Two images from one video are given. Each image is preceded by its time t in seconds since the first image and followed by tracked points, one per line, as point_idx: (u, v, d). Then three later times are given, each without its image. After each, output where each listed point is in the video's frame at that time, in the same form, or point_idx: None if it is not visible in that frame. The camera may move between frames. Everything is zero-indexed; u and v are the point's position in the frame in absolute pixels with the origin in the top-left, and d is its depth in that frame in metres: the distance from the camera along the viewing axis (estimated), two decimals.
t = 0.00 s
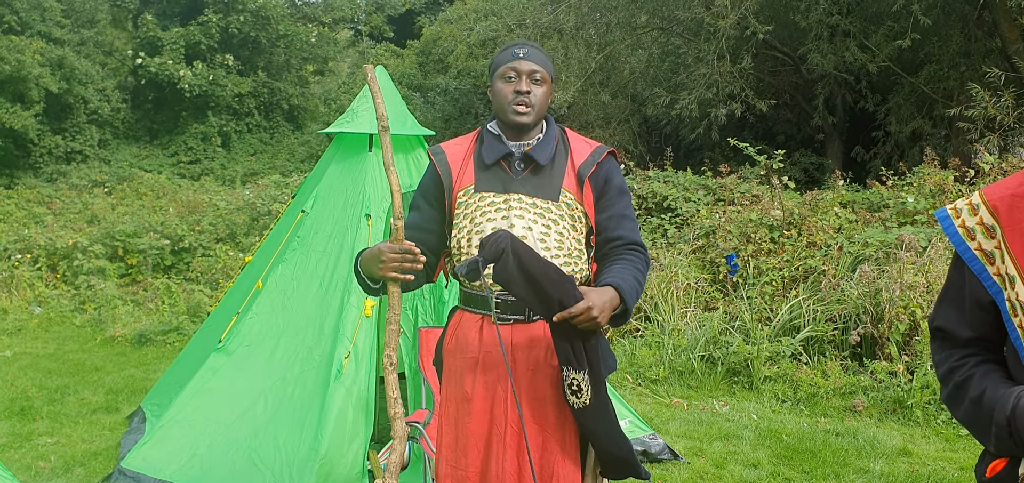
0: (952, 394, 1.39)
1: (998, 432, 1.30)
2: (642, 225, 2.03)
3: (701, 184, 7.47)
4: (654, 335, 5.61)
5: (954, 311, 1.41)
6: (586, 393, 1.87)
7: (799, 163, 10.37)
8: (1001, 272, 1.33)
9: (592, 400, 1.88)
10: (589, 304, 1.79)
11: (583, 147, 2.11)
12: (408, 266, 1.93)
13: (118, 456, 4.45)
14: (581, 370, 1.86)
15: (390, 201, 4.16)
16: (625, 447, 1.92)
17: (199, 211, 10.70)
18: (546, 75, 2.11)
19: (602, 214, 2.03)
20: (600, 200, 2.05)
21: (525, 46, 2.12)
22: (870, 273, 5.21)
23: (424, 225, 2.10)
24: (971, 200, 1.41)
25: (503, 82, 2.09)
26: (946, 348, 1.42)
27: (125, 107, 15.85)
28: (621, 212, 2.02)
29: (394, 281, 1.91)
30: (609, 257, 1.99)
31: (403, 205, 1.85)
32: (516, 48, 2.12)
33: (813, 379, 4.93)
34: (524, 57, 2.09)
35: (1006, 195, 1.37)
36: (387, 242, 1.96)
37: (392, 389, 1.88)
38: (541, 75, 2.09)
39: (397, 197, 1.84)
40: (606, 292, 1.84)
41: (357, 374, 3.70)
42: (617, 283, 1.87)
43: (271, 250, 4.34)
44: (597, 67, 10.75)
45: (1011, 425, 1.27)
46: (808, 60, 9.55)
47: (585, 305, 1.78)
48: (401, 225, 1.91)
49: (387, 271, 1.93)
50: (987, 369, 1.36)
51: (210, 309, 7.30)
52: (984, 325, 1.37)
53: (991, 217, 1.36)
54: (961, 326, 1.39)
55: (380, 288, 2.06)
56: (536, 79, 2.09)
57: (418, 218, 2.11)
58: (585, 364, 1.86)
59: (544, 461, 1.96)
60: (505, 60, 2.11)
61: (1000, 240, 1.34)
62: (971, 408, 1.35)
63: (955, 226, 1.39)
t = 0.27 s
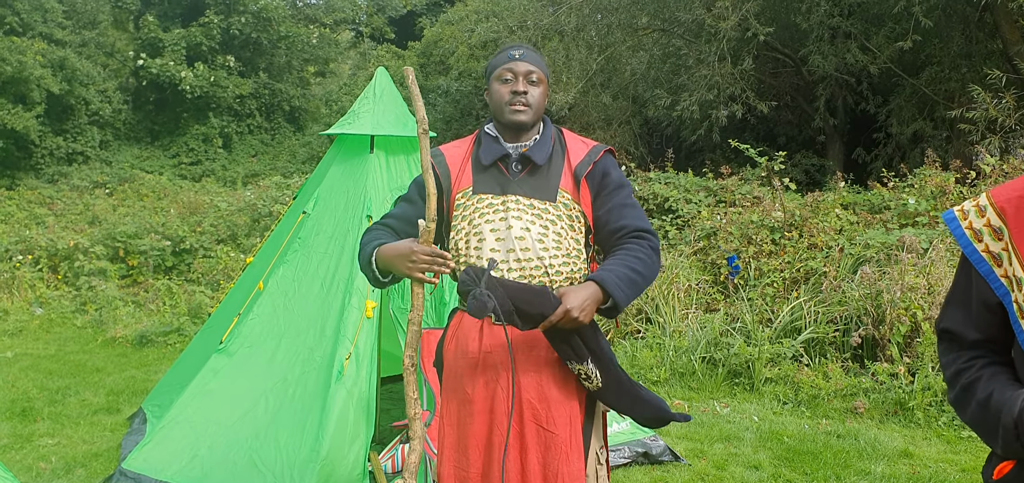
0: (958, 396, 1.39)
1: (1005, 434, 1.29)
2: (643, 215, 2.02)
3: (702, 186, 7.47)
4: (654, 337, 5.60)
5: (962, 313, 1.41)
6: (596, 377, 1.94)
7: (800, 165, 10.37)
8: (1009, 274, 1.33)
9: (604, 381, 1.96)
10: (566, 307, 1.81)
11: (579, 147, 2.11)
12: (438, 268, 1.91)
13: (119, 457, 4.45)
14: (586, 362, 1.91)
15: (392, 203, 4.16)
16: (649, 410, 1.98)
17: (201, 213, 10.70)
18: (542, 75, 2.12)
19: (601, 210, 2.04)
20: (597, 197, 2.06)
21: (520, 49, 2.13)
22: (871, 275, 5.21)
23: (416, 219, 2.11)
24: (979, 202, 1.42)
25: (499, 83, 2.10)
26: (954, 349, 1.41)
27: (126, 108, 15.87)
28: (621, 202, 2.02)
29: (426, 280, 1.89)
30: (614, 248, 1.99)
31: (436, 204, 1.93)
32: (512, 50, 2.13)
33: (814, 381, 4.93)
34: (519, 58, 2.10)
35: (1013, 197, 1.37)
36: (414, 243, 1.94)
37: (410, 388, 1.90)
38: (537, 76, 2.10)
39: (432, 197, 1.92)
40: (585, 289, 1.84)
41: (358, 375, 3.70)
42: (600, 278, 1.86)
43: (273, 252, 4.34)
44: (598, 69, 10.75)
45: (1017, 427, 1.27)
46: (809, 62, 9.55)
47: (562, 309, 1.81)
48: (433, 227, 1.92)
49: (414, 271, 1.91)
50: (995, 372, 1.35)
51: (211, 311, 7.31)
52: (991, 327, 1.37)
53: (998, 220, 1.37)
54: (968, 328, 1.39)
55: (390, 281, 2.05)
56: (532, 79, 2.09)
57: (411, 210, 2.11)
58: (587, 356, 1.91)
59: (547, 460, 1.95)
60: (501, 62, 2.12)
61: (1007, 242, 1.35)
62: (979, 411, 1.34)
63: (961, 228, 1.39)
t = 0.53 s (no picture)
0: (965, 398, 1.39)
1: (1009, 435, 1.29)
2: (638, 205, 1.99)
3: (702, 187, 7.47)
4: (654, 338, 5.61)
5: (968, 314, 1.41)
6: (601, 369, 1.91)
7: (800, 166, 10.37)
8: (1016, 275, 1.33)
9: (609, 373, 1.93)
10: (563, 300, 1.77)
11: (576, 146, 2.11)
12: (415, 270, 1.91)
13: (119, 458, 4.45)
14: (589, 355, 1.88)
15: (392, 204, 4.17)
16: (659, 402, 1.98)
17: (201, 214, 10.70)
18: (538, 82, 2.10)
19: (597, 205, 2.02)
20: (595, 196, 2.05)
21: (516, 54, 2.10)
22: (872, 276, 5.21)
23: (426, 219, 2.10)
24: (985, 203, 1.42)
25: (497, 93, 2.09)
26: (960, 351, 1.41)
27: (127, 109, 15.88)
28: (617, 196, 2.00)
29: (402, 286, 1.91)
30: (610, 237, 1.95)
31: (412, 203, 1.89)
32: (506, 55, 2.10)
33: (815, 382, 4.93)
34: (516, 66, 2.08)
35: (1020, 199, 1.38)
36: (393, 245, 1.94)
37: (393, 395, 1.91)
38: (534, 85, 2.09)
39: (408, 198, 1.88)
40: (583, 280, 1.79)
41: (358, 376, 3.71)
42: (600, 266, 1.81)
43: (273, 253, 4.34)
44: (598, 70, 10.76)
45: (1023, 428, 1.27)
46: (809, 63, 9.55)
47: (559, 303, 1.77)
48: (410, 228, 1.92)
49: (392, 275, 1.92)
50: (1001, 373, 1.35)
51: (212, 312, 7.32)
52: (998, 328, 1.37)
53: (1005, 221, 1.37)
54: (976, 330, 1.39)
55: (373, 287, 2.04)
56: (530, 88, 2.08)
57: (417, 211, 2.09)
58: (590, 348, 1.88)
59: (551, 460, 1.96)
60: (497, 69, 2.10)
61: (1014, 243, 1.35)
62: (984, 412, 1.34)
63: (969, 229, 1.39)
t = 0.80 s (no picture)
0: (971, 399, 1.39)
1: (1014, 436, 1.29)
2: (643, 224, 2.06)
3: (702, 187, 7.47)
4: (655, 338, 5.60)
5: (974, 315, 1.41)
6: (631, 386, 1.99)
7: (800, 167, 10.37)
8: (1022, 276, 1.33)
9: (636, 389, 2.01)
10: (631, 322, 1.83)
11: (577, 149, 2.11)
12: (365, 271, 1.93)
13: (119, 459, 4.45)
14: (627, 372, 1.97)
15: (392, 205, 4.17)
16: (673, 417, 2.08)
17: (202, 215, 10.70)
18: (536, 83, 2.09)
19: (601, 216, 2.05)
20: (598, 203, 2.06)
21: (512, 56, 2.09)
22: (872, 277, 5.22)
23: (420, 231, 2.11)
24: (991, 205, 1.43)
25: (493, 96, 2.08)
26: (966, 352, 1.42)
27: (128, 110, 15.89)
28: (622, 213, 2.04)
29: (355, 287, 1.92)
30: (618, 259, 2.02)
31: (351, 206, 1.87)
32: (503, 58, 2.09)
33: (815, 382, 4.93)
34: (513, 69, 2.07)
35: None
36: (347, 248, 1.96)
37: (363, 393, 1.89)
38: (531, 86, 2.08)
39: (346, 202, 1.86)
40: (640, 298, 1.88)
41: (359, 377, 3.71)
42: (645, 285, 1.91)
43: (273, 254, 4.34)
44: (598, 71, 10.76)
45: None
46: (809, 64, 9.56)
47: (629, 325, 1.82)
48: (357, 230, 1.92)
49: (347, 277, 1.94)
50: (1007, 374, 1.35)
51: (212, 312, 7.31)
52: (1004, 330, 1.37)
53: (1011, 222, 1.37)
54: (982, 331, 1.39)
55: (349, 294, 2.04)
56: (527, 91, 2.08)
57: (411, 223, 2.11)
58: (629, 366, 1.98)
59: (552, 463, 1.96)
60: (493, 72, 2.08)
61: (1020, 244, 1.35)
62: (990, 413, 1.34)
63: (974, 230, 1.40)
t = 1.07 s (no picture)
0: (976, 400, 1.39)
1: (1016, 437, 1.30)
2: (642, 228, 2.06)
3: (702, 188, 7.47)
4: (655, 339, 5.60)
5: (980, 316, 1.41)
6: (628, 384, 2.00)
7: (800, 167, 10.37)
8: None
9: (633, 387, 2.02)
10: (630, 334, 1.84)
11: (578, 152, 2.11)
12: (393, 269, 1.95)
13: (119, 460, 4.45)
14: (624, 373, 1.99)
15: (393, 206, 4.17)
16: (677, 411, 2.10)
17: (202, 216, 10.70)
18: (539, 83, 2.10)
19: (603, 221, 2.05)
20: (598, 206, 2.06)
21: (515, 55, 2.09)
22: (872, 277, 5.22)
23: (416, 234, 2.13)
24: (997, 204, 1.43)
25: (496, 95, 2.08)
26: (972, 352, 1.41)
27: (128, 111, 15.89)
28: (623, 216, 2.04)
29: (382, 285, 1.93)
30: (618, 262, 2.03)
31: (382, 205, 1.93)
32: (507, 56, 2.09)
33: (815, 383, 4.93)
34: (516, 68, 2.07)
35: None
36: (371, 248, 1.98)
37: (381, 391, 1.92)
38: (535, 85, 2.08)
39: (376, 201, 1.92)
40: (638, 306, 1.88)
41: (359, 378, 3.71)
42: (646, 293, 1.91)
43: (273, 255, 4.34)
44: (598, 72, 10.76)
45: None
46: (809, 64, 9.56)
47: (628, 337, 1.83)
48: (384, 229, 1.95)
49: (372, 276, 1.95)
50: (1012, 375, 1.35)
51: (212, 313, 7.32)
52: (1009, 330, 1.37)
53: (1016, 222, 1.37)
54: (987, 331, 1.39)
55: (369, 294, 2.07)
56: (530, 90, 2.08)
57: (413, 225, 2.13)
58: (626, 367, 1.99)
59: (549, 464, 1.96)
60: (496, 71, 2.08)
61: None
62: (995, 414, 1.34)
63: (980, 230, 1.40)
